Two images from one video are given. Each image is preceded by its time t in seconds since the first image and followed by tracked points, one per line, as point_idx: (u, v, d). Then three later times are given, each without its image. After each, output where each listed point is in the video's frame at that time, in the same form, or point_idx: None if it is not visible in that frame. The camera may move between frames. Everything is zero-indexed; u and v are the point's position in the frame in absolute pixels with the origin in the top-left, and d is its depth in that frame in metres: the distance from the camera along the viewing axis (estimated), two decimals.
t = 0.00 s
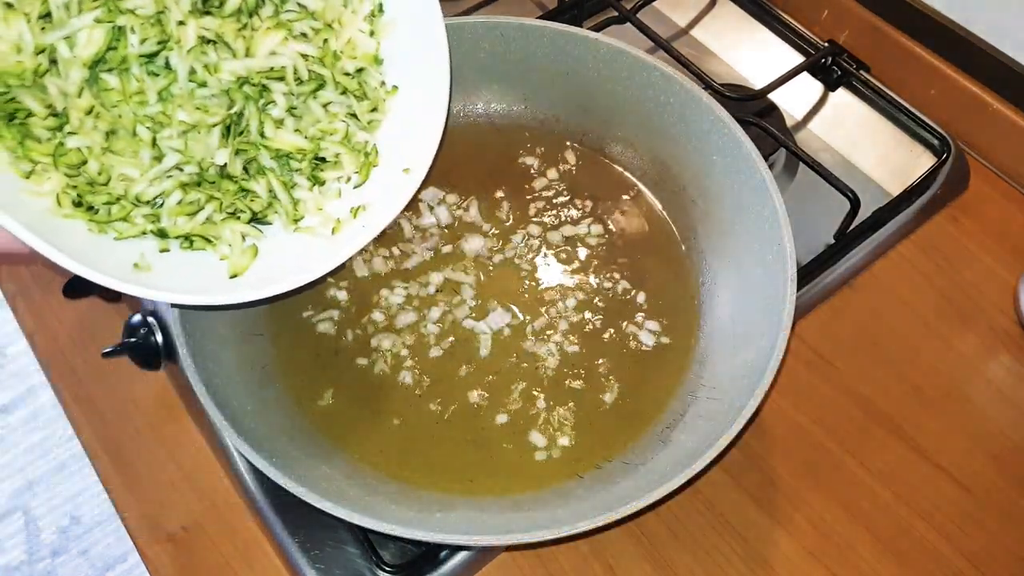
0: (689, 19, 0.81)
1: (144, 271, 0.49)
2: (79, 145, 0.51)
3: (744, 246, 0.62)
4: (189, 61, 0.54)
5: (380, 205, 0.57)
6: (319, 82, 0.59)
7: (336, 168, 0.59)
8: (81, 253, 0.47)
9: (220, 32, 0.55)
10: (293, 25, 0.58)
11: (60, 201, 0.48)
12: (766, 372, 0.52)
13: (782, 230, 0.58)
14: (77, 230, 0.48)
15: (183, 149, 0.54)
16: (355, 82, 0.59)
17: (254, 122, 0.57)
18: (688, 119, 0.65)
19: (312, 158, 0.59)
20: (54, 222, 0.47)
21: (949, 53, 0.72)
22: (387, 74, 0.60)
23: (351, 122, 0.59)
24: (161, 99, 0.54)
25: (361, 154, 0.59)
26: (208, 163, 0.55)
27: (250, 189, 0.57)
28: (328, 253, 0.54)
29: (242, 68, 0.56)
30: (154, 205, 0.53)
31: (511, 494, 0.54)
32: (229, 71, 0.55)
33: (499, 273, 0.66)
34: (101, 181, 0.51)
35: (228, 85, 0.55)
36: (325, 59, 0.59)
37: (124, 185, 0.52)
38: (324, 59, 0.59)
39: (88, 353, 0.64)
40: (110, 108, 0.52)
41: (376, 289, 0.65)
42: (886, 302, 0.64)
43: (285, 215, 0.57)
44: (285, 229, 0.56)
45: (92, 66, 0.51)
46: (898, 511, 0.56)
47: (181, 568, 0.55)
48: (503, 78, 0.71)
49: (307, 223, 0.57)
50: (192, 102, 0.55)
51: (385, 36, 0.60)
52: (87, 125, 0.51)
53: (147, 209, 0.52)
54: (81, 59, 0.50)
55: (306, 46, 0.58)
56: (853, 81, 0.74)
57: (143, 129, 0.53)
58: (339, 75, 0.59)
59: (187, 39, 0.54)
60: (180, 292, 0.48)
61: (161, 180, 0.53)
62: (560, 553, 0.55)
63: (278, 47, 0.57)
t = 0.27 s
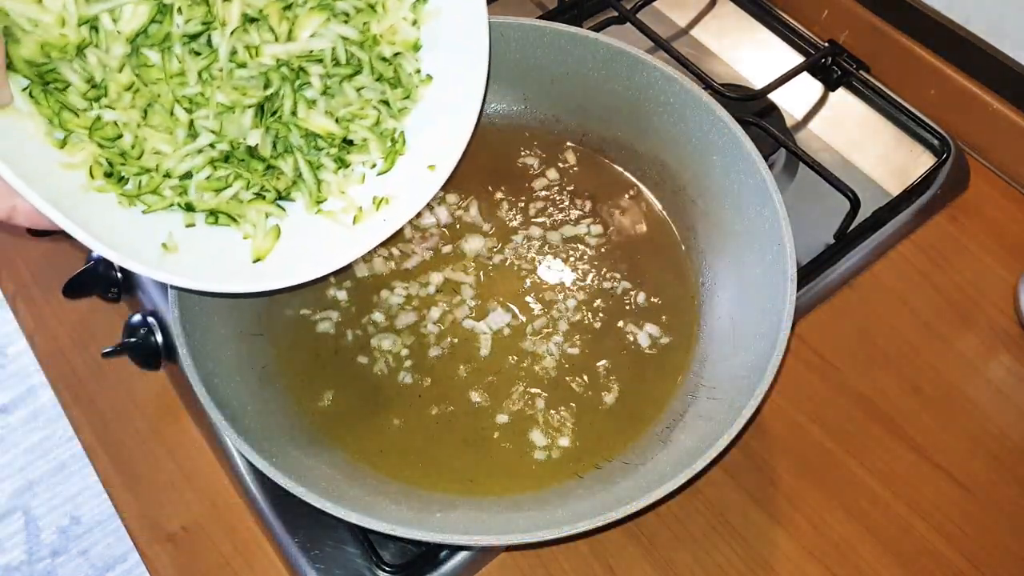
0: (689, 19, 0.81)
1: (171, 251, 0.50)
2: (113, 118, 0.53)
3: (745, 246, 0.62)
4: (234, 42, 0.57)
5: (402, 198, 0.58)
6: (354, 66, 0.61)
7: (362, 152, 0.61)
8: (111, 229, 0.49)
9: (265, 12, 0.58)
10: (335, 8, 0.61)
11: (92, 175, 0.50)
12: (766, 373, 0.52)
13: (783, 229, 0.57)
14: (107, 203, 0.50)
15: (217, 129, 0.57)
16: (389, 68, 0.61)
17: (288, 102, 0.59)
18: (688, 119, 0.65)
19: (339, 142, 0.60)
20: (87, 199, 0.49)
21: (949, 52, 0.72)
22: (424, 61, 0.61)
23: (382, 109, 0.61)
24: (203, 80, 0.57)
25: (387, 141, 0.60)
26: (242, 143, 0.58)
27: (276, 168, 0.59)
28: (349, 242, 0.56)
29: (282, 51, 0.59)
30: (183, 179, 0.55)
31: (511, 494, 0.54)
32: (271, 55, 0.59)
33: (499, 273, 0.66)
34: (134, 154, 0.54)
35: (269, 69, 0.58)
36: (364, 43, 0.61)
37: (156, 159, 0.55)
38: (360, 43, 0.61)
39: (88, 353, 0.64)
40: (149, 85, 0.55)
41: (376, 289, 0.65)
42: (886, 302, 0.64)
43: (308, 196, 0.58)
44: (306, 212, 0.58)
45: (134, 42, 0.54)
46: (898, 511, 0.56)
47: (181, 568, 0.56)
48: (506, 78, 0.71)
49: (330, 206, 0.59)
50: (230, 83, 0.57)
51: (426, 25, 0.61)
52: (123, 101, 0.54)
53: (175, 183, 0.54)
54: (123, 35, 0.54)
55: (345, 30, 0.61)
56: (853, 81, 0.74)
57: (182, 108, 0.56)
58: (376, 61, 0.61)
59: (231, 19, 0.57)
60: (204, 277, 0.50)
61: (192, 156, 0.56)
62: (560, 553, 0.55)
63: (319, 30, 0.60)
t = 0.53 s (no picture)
0: (689, 19, 0.81)
1: (199, 247, 0.51)
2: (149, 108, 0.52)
3: (744, 245, 0.62)
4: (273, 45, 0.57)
5: (423, 207, 0.58)
6: (384, 75, 0.61)
7: (386, 157, 0.61)
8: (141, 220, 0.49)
9: (305, 16, 0.58)
10: (371, 14, 0.60)
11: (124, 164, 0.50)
12: (765, 373, 0.51)
13: (782, 228, 0.57)
14: (138, 194, 0.50)
15: (250, 127, 0.57)
16: (419, 77, 0.61)
17: (319, 105, 0.59)
18: (687, 117, 0.65)
19: (365, 146, 0.61)
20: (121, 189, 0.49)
21: (949, 53, 0.72)
22: (453, 73, 0.61)
23: (409, 117, 0.61)
24: (243, 77, 0.56)
25: (412, 148, 0.60)
26: (272, 142, 0.58)
27: (302, 167, 0.59)
28: (364, 252, 0.55)
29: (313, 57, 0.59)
30: (212, 174, 0.55)
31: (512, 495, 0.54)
32: (309, 58, 0.59)
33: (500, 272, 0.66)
34: (166, 147, 0.53)
35: (304, 72, 0.58)
36: (398, 50, 0.61)
37: (188, 155, 0.54)
38: (395, 51, 0.61)
39: (88, 353, 0.64)
40: (188, 80, 0.54)
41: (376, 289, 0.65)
42: (886, 302, 0.64)
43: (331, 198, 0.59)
44: (327, 214, 0.58)
45: (177, 37, 0.53)
46: (898, 510, 0.56)
47: (181, 567, 0.56)
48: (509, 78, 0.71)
49: (352, 209, 0.59)
50: (266, 83, 0.57)
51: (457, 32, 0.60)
52: (161, 94, 0.53)
53: (202, 178, 0.55)
54: (167, 29, 0.53)
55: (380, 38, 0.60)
56: (853, 81, 0.74)
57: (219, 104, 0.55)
58: (406, 69, 0.61)
59: (273, 21, 0.56)
60: (230, 276, 0.50)
61: (222, 151, 0.56)
62: (560, 553, 0.55)
63: (355, 35, 0.60)
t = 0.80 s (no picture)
0: (689, 19, 0.81)
1: (210, 246, 0.51)
2: (159, 113, 0.52)
3: (744, 246, 0.62)
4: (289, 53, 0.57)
5: (429, 210, 0.58)
6: (399, 84, 0.61)
7: (393, 160, 0.61)
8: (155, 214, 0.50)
9: (322, 25, 0.58)
10: (388, 23, 0.60)
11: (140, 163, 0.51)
12: (764, 374, 0.51)
13: (783, 228, 0.57)
14: (154, 193, 0.51)
15: (264, 130, 0.57)
16: (430, 85, 0.61)
17: (331, 111, 0.59)
18: (686, 116, 0.65)
19: (374, 151, 0.60)
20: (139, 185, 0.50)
21: (949, 53, 0.71)
22: (464, 80, 0.61)
23: (419, 125, 0.61)
24: (261, 86, 0.57)
25: (419, 153, 0.60)
26: (284, 146, 0.58)
27: (311, 168, 0.59)
28: (365, 253, 0.56)
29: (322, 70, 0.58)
30: (225, 176, 0.55)
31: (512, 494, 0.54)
32: (325, 69, 0.58)
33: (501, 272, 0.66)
34: (183, 148, 0.54)
35: (319, 79, 0.58)
36: (411, 60, 0.61)
37: (199, 151, 0.54)
38: (411, 61, 0.61)
39: (88, 353, 0.64)
40: (207, 87, 0.55)
41: (376, 289, 0.65)
42: (886, 302, 0.64)
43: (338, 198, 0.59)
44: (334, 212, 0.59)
45: (197, 45, 0.54)
46: (898, 510, 0.56)
47: (181, 568, 0.56)
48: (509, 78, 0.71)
49: (358, 210, 0.59)
50: (282, 91, 0.57)
51: (469, 40, 0.60)
52: (177, 100, 0.54)
53: (213, 179, 0.55)
54: (188, 39, 0.53)
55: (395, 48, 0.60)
56: (853, 81, 0.74)
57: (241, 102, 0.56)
58: (420, 78, 0.61)
59: (292, 30, 0.56)
60: (241, 275, 0.51)
61: (236, 154, 0.56)
62: (560, 553, 0.55)
63: (371, 45, 0.60)
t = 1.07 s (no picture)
0: (689, 19, 0.81)
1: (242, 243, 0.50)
2: (186, 128, 0.49)
3: (744, 245, 0.62)
4: (319, 61, 0.55)
5: (451, 204, 0.58)
6: (422, 78, 0.59)
7: (415, 154, 0.60)
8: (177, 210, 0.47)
9: (346, 28, 0.55)
10: (410, 21, 0.58)
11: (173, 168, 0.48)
12: (764, 374, 0.51)
13: (783, 228, 0.57)
14: (184, 192, 0.49)
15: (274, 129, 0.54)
16: (451, 80, 0.59)
17: (356, 109, 0.57)
18: (686, 117, 0.65)
19: (398, 146, 0.60)
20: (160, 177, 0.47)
21: (949, 52, 0.71)
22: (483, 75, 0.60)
23: (440, 120, 0.60)
24: (288, 90, 0.54)
25: (439, 146, 0.60)
26: (311, 145, 0.56)
27: (337, 163, 0.58)
28: (398, 242, 0.56)
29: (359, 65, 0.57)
30: (253, 175, 0.53)
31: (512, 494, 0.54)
32: (350, 73, 0.56)
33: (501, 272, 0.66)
34: (211, 152, 0.51)
35: (346, 82, 0.56)
36: (434, 58, 0.59)
37: (232, 161, 0.52)
38: (433, 59, 0.59)
39: (88, 353, 0.64)
40: (236, 92, 0.52)
41: (376, 289, 0.65)
42: (886, 302, 0.64)
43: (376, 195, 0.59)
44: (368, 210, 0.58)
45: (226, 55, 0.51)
46: (898, 511, 0.56)
47: (181, 568, 0.56)
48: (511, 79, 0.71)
49: (380, 202, 0.59)
50: (309, 93, 0.55)
51: (489, 33, 0.59)
52: (209, 112, 0.51)
53: (246, 182, 0.53)
54: (218, 51, 0.50)
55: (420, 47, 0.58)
56: (853, 81, 0.74)
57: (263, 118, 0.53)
58: (441, 73, 0.59)
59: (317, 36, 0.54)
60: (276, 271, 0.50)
61: (266, 155, 0.54)
62: (560, 553, 0.55)
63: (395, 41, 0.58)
